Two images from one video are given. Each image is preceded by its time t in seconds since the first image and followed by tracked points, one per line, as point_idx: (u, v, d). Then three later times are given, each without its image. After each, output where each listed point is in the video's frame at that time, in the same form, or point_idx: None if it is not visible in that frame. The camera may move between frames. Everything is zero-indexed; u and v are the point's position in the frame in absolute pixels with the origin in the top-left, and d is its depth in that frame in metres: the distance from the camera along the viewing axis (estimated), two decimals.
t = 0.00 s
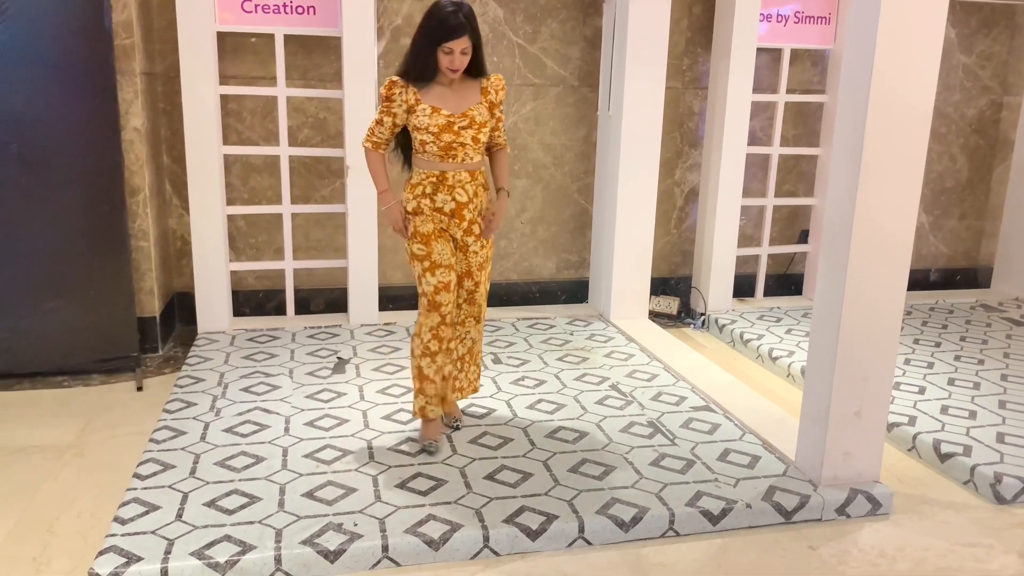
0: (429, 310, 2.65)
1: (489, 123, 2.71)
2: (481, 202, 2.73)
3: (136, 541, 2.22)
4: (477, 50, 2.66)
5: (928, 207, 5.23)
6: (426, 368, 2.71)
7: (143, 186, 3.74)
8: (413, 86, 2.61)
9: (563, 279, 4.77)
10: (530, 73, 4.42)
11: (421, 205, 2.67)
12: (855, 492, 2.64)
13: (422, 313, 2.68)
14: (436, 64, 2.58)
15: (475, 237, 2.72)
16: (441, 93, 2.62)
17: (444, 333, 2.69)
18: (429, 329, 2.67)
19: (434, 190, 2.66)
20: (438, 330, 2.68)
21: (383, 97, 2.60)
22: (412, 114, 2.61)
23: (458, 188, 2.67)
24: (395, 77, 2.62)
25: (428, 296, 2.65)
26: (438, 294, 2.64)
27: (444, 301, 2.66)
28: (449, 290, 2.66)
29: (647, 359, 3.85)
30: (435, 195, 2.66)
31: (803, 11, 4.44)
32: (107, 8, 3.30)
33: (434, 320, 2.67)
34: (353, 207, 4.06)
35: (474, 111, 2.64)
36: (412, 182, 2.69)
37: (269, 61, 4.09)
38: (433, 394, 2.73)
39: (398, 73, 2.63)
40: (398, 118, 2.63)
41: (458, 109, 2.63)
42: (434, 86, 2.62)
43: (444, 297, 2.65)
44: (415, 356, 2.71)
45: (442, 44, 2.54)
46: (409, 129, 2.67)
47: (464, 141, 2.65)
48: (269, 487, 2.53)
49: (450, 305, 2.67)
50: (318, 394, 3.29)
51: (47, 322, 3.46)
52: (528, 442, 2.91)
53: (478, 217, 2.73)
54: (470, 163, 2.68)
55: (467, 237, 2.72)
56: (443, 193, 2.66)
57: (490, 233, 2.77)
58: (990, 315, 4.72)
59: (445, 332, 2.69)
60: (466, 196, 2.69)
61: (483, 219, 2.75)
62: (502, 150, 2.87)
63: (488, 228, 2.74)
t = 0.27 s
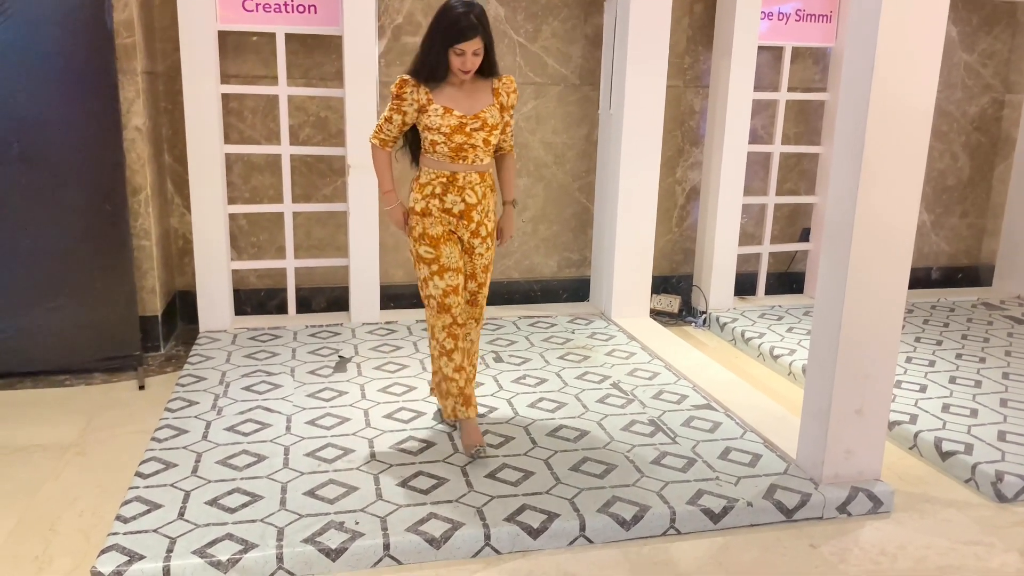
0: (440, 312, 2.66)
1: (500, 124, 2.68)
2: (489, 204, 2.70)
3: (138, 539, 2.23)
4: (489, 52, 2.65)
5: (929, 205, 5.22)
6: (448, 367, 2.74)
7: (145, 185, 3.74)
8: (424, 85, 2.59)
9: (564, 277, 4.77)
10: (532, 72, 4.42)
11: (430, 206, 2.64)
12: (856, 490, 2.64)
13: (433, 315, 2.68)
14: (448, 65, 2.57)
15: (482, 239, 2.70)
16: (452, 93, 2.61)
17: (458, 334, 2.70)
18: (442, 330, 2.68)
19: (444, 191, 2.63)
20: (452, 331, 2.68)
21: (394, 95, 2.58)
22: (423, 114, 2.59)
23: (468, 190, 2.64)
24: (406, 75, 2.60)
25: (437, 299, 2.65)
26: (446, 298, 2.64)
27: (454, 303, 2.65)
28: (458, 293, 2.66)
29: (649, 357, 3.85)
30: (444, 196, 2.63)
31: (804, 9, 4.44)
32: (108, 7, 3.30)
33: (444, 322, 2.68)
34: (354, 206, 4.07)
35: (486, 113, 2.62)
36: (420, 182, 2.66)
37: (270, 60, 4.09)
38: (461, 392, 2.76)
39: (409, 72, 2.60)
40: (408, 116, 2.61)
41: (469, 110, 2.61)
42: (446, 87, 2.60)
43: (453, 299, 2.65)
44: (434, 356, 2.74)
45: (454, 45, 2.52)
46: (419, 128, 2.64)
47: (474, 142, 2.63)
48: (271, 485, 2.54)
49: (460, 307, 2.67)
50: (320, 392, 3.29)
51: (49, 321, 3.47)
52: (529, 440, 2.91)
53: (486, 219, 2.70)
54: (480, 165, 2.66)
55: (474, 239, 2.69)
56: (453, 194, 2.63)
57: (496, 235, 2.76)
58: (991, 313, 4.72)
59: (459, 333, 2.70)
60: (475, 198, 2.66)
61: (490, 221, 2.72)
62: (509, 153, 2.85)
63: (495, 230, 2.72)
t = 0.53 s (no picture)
0: (452, 318, 2.62)
1: (510, 127, 2.66)
2: (498, 208, 2.69)
3: (140, 537, 2.23)
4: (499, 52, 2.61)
5: (931, 201, 5.21)
6: (459, 375, 2.67)
7: (146, 183, 3.74)
8: (434, 86, 2.56)
9: (566, 275, 4.77)
10: (532, 69, 4.41)
11: (440, 209, 2.62)
12: (858, 487, 2.64)
13: (444, 321, 2.65)
14: (457, 66, 2.54)
15: (491, 243, 2.68)
16: (462, 95, 2.58)
17: (468, 340, 2.65)
18: (453, 337, 2.64)
19: (453, 195, 2.61)
20: (464, 338, 2.64)
21: (403, 96, 2.55)
22: (433, 115, 2.56)
23: (478, 194, 2.63)
24: (414, 76, 2.57)
25: (448, 305, 2.62)
26: (458, 303, 2.61)
27: (466, 309, 2.63)
28: (469, 299, 2.63)
29: (650, 355, 3.85)
30: (454, 199, 2.61)
31: (805, 6, 4.43)
32: (109, 6, 3.30)
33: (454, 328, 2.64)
34: (355, 204, 4.07)
35: (497, 115, 2.59)
36: (429, 185, 2.64)
37: (271, 58, 4.08)
38: (471, 400, 2.67)
39: (418, 72, 2.57)
40: (417, 116, 2.58)
41: (480, 111, 2.58)
42: (455, 88, 2.58)
43: (465, 305, 2.62)
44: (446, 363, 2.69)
45: (464, 46, 2.48)
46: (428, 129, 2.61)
47: (485, 144, 2.60)
48: (273, 483, 2.54)
49: (471, 313, 2.65)
50: (321, 390, 3.29)
51: (51, 320, 3.47)
52: (531, 438, 2.91)
53: (494, 223, 2.69)
54: (490, 167, 2.64)
55: (483, 244, 2.68)
56: (463, 197, 2.61)
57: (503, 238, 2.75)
58: (993, 309, 4.72)
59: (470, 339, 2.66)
60: (485, 202, 2.64)
61: (499, 225, 2.71)
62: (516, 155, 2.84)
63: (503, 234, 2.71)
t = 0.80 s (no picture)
0: (457, 318, 2.61)
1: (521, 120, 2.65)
2: (508, 204, 2.68)
3: (141, 534, 2.23)
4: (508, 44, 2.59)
5: (933, 196, 5.20)
6: (462, 374, 2.67)
7: (146, 180, 3.74)
8: (443, 80, 2.55)
9: (566, 271, 4.77)
10: (533, 64, 4.40)
11: (451, 206, 2.60)
12: (858, 482, 2.64)
13: (449, 320, 2.63)
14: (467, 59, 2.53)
15: (499, 242, 2.68)
16: (472, 88, 2.57)
17: (473, 340, 2.66)
18: (458, 337, 2.63)
19: (465, 190, 2.60)
20: (469, 338, 2.64)
21: (412, 90, 2.54)
22: (444, 109, 2.55)
23: (489, 190, 2.62)
24: (423, 70, 2.57)
25: (454, 304, 2.61)
26: (465, 303, 2.60)
27: (472, 310, 2.62)
28: (475, 299, 2.62)
29: (651, 351, 3.84)
30: (466, 195, 2.60)
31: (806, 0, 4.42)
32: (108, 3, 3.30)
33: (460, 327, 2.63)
34: (355, 200, 4.07)
35: (509, 107, 2.58)
36: (440, 180, 2.62)
37: (271, 54, 4.08)
38: (474, 400, 2.67)
39: (427, 65, 2.57)
40: (426, 110, 2.57)
41: (492, 103, 2.57)
42: (465, 82, 2.57)
43: (473, 305, 2.62)
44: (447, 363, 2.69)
45: (473, 39, 2.48)
46: (438, 124, 2.60)
47: (497, 137, 2.59)
48: (273, 479, 2.54)
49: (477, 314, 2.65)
50: (322, 386, 3.30)
51: (52, 317, 3.47)
52: (531, 434, 2.91)
53: (504, 220, 2.69)
54: (502, 161, 2.63)
55: (493, 242, 2.67)
56: (475, 193, 2.60)
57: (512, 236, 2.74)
58: (995, 304, 4.71)
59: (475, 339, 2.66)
60: (496, 199, 2.63)
61: (508, 222, 2.70)
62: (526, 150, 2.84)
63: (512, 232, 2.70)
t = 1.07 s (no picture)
0: (458, 319, 2.55)
1: (528, 116, 2.62)
2: (515, 203, 2.65)
3: (140, 529, 2.23)
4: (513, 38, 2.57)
5: (932, 191, 5.20)
6: (462, 376, 2.60)
7: (144, 176, 3.74)
8: (450, 75, 2.50)
9: (565, 266, 4.77)
10: (531, 59, 4.40)
11: (458, 204, 2.55)
12: (856, 477, 2.64)
13: (449, 322, 2.57)
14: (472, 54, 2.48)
15: (509, 242, 2.64)
16: (479, 83, 2.52)
17: (476, 342, 2.59)
18: (459, 338, 2.57)
19: (473, 187, 2.55)
20: (471, 340, 2.58)
21: (417, 85, 2.49)
22: (451, 104, 2.50)
23: (497, 188, 2.58)
24: (428, 65, 2.51)
25: (456, 305, 2.55)
26: (467, 305, 2.55)
27: (474, 312, 2.57)
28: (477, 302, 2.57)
29: (649, 346, 3.85)
30: (474, 193, 2.55)
31: None
32: None
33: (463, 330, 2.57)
34: (353, 195, 4.07)
35: (516, 102, 2.55)
36: (447, 178, 2.57)
37: (269, 50, 4.07)
38: (473, 400, 2.63)
39: (431, 60, 2.51)
40: (431, 106, 2.52)
41: (499, 99, 2.53)
42: (471, 77, 2.52)
43: (474, 308, 2.57)
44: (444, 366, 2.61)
45: (479, 34, 2.43)
46: (444, 120, 2.54)
47: (506, 134, 2.55)
48: (272, 475, 2.55)
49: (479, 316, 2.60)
50: (320, 382, 3.30)
51: (51, 313, 3.47)
52: (530, 429, 2.91)
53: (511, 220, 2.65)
54: (510, 158, 2.59)
55: (502, 241, 2.63)
56: (483, 191, 2.56)
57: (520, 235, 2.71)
58: (994, 299, 4.71)
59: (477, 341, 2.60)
60: (504, 197, 2.60)
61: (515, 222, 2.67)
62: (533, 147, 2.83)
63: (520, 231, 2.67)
